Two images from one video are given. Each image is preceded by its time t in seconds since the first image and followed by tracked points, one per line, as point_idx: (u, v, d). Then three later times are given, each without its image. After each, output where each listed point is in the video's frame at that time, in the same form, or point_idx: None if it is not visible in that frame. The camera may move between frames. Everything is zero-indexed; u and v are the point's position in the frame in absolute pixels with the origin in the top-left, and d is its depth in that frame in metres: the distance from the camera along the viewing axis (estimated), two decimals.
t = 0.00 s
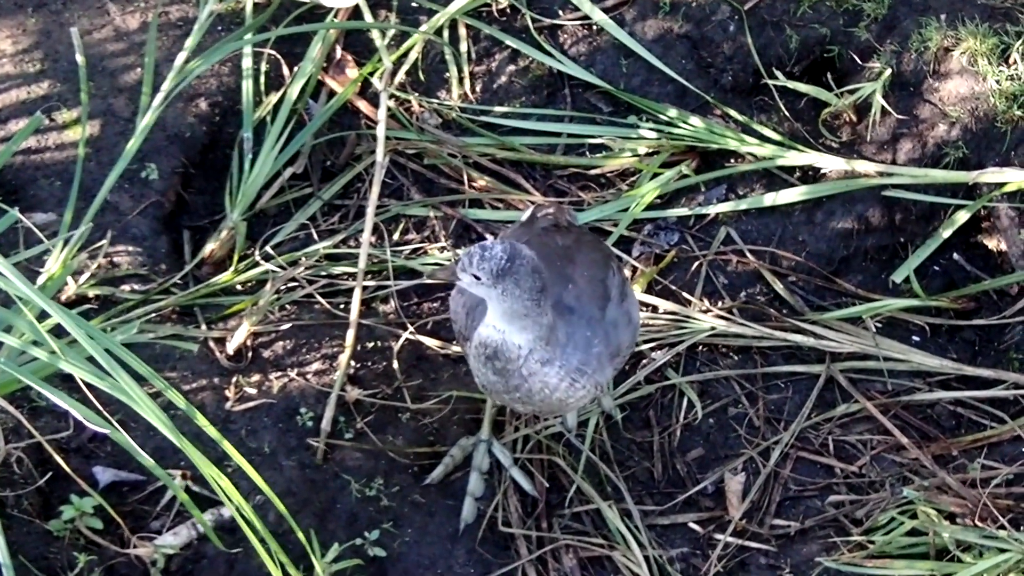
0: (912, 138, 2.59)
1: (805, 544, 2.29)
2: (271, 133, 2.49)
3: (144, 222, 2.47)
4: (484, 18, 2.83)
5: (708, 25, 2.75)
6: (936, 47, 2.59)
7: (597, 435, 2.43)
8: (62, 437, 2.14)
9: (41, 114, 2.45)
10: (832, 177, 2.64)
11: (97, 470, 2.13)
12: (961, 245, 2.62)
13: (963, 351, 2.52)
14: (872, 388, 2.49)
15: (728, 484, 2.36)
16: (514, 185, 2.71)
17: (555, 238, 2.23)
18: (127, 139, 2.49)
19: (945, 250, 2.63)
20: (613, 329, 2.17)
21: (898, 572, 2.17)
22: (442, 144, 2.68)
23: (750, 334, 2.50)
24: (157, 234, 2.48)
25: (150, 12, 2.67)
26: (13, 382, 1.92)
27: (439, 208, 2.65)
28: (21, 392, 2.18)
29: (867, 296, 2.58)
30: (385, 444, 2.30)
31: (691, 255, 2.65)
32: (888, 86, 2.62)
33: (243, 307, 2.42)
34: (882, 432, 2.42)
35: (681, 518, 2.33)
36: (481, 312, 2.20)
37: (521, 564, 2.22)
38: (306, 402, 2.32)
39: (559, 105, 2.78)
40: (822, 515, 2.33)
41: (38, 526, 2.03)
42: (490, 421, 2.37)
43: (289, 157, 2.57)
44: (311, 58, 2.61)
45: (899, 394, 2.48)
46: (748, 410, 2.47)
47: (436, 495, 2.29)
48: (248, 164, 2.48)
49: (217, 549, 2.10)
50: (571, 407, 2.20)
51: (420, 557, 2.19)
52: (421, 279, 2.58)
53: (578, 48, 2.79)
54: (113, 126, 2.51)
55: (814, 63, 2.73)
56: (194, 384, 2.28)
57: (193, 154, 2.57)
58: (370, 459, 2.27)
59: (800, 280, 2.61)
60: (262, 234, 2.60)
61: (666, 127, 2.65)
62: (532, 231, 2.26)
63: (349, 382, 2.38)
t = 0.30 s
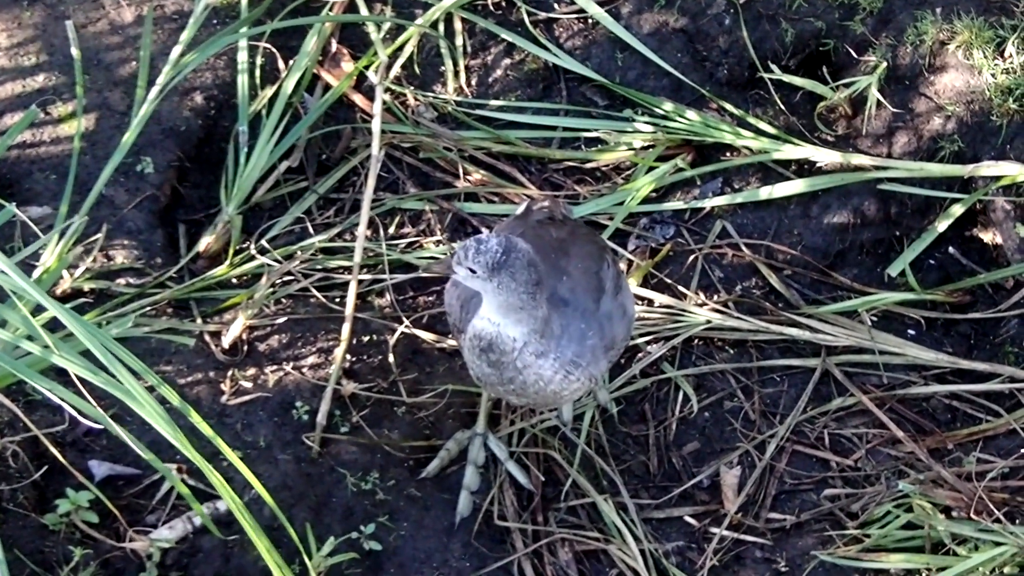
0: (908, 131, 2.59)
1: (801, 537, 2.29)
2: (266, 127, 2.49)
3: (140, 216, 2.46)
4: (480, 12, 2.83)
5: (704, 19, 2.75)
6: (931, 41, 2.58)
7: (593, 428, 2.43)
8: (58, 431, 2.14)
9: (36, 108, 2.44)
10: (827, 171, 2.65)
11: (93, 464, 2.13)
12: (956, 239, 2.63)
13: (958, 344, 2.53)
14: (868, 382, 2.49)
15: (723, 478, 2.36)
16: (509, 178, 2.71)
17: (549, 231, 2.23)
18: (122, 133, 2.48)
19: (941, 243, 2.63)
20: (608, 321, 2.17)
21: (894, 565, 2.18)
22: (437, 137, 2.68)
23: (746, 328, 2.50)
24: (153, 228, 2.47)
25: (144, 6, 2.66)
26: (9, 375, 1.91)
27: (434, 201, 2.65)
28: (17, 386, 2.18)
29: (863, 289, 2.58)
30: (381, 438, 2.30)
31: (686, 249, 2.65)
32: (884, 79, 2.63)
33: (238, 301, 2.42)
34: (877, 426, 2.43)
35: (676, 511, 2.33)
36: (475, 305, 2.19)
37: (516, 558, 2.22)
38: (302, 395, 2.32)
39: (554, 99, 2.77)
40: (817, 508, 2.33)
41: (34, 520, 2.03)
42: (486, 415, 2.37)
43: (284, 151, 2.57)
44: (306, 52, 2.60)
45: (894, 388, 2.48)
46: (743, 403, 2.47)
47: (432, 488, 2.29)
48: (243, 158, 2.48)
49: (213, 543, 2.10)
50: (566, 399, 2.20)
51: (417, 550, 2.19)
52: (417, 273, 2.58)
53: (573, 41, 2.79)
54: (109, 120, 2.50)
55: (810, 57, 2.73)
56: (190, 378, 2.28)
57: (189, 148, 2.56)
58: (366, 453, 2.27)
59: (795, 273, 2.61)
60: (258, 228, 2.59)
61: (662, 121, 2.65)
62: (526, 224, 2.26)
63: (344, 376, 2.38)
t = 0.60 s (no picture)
0: (907, 129, 2.60)
1: (800, 536, 2.29)
2: (266, 125, 2.48)
3: (140, 214, 2.46)
4: (479, 10, 2.82)
5: (703, 17, 2.75)
6: (931, 39, 2.58)
7: (593, 426, 2.43)
8: (58, 429, 2.14)
9: (37, 106, 2.44)
10: (827, 169, 2.65)
11: (92, 463, 2.12)
12: (956, 237, 2.63)
13: (958, 342, 2.53)
14: (868, 380, 2.49)
15: (723, 476, 2.37)
16: (509, 177, 2.71)
17: (548, 229, 2.23)
18: (122, 131, 2.48)
19: (941, 242, 2.64)
20: (608, 319, 2.17)
21: (894, 563, 2.17)
22: (437, 135, 2.68)
23: (745, 326, 2.50)
24: (153, 226, 2.47)
25: (144, 4, 2.66)
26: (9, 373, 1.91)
27: (434, 200, 2.65)
28: (17, 384, 2.18)
29: (862, 288, 2.58)
30: (381, 436, 2.30)
31: (686, 247, 2.65)
32: (883, 77, 2.62)
33: (238, 299, 2.42)
34: (877, 424, 2.43)
35: (676, 509, 2.33)
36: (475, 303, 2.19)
37: (516, 556, 2.22)
38: (301, 393, 2.32)
39: (554, 97, 2.77)
40: (817, 506, 2.33)
41: (34, 518, 2.03)
42: (486, 413, 2.37)
43: (284, 149, 2.56)
44: (306, 50, 2.60)
45: (894, 386, 2.48)
46: (743, 401, 2.47)
47: (432, 487, 2.29)
48: (243, 156, 2.48)
49: (213, 541, 2.10)
50: (565, 397, 2.20)
51: (416, 548, 2.19)
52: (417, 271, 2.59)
53: (573, 39, 2.79)
54: (109, 118, 2.50)
55: (809, 55, 2.73)
56: (189, 376, 2.28)
57: (188, 146, 2.56)
58: (365, 451, 2.27)
59: (795, 271, 2.61)
60: (257, 226, 2.59)
61: (662, 119, 2.64)
62: (525, 222, 2.26)
63: (344, 374, 2.38)
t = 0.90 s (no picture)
0: (907, 129, 2.60)
1: (800, 535, 2.29)
2: (266, 124, 2.48)
3: (140, 213, 2.46)
4: (479, 10, 2.82)
5: (703, 17, 2.74)
6: (931, 39, 2.58)
7: (593, 426, 2.43)
8: (58, 429, 2.14)
9: (37, 105, 2.44)
10: (827, 169, 2.65)
11: (92, 462, 2.13)
12: (956, 237, 2.63)
13: (958, 342, 2.53)
14: (867, 379, 2.49)
15: (723, 476, 2.37)
16: (509, 176, 2.71)
17: (547, 228, 2.23)
18: (122, 131, 2.48)
19: (941, 241, 2.64)
20: (606, 317, 2.17)
21: (893, 563, 2.17)
22: (437, 135, 2.68)
23: (745, 326, 2.50)
24: (153, 226, 2.47)
25: (144, 4, 2.66)
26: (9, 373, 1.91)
27: (434, 199, 2.65)
28: (16, 383, 2.18)
29: (862, 287, 2.58)
30: (381, 436, 2.30)
31: (686, 247, 2.65)
32: (883, 76, 2.62)
33: (238, 299, 2.42)
34: (876, 424, 2.43)
35: (676, 509, 2.33)
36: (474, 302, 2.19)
37: (516, 555, 2.22)
38: (301, 393, 2.32)
39: (554, 97, 2.77)
40: (817, 506, 2.33)
41: (34, 518, 2.03)
42: (486, 412, 2.37)
43: (284, 149, 2.56)
44: (306, 50, 2.60)
45: (894, 385, 2.48)
46: (743, 401, 2.47)
47: (432, 486, 2.29)
48: (243, 155, 2.48)
49: (212, 541, 2.10)
50: (564, 396, 2.20)
51: (416, 548, 2.19)
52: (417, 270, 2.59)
53: (573, 39, 2.79)
54: (108, 118, 2.50)
55: (809, 55, 2.73)
56: (189, 375, 2.28)
57: (189, 146, 2.56)
58: (365, 451, 2.27)
59: (795, 271, 2.61)
60: (257, 225, 2.59)
61: (662, 119, 2.64)
62: (524, 222, 2.26)
63: (344, 373, 2.38)
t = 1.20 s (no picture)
0: (911, 129, 2.59)
1: (804, 535, 2.29)
2: (270, 123, 2.49)
3: (144, 213, 2.46)
4: (483, 9, 2.82)
5: (707, 16, 2.74)
6: (935, 38, 2.58)
7: (596, 426, 2.43)
8: (62, 428, 2.14)
9: (41, 105, 2.45)
10: (831, 168, 2.64)
11: (96, 461, 2.13)
12: (960, 236, 2.63)
13: (962, 342, 2.53)
14: (871, 379, 2.49)
15: (726, 476, 2.37)
16: (513, 176, 2.71)
17: (552, 227, 2.23)
18: (126, 130, 2.48)
19: (945, 240, 2.63)
20: (610, 316, 2.16)
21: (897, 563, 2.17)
22: (441, 135, 2.68)
23: (749, 326, 2.49)
24: (157, 225, 2.47)
25: (148, 3, 2.66)
26: (12, 372, 1.92)
27: (437, 198, 2.65)
28: (20, 382, 2.18)
29: (866, 287, 2.58)
30: (384, 435, 2.30)
31: (690, 246, 2.65)
32: (886, 76, 2.62)
33: (242, 298, 2.42)
34: (880, 424, 2.43)
35: (679, 508, 2.33)
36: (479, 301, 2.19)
37: (519, 555, 2.22)
38: (305, 392, 2.32)
39: (558, 96, 2.77)
40: (821, 505, 2.33)
41: (38, 516, 2.04)
42: (489, 412, 2.37)
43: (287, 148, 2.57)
44: (310, 49, 2.60)
45: (897, 385, 2.47)
46: (746, 401, 2.47)
47: (435, 485, 2.29)
48: (247, 154, 2.48)
49: (216, 540, 2.10)
50: (568, 395, 2.20)
51: (419, 547, 2.19)
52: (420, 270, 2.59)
53: (577, 39, 2.79)
54: (112, 117, 2.50)
55: (813, 54, 2.73)
56: (193, 375, 2.29)
57: (193, 145, 2.56)
58: (369, 450, 2.27)
59: (799, 271, 2.61)
60: (261, 224, 2.59)
61: (665, 118, 2.64)
62: (529, 221, 2.25)
63: (348, 373, 2.38)
